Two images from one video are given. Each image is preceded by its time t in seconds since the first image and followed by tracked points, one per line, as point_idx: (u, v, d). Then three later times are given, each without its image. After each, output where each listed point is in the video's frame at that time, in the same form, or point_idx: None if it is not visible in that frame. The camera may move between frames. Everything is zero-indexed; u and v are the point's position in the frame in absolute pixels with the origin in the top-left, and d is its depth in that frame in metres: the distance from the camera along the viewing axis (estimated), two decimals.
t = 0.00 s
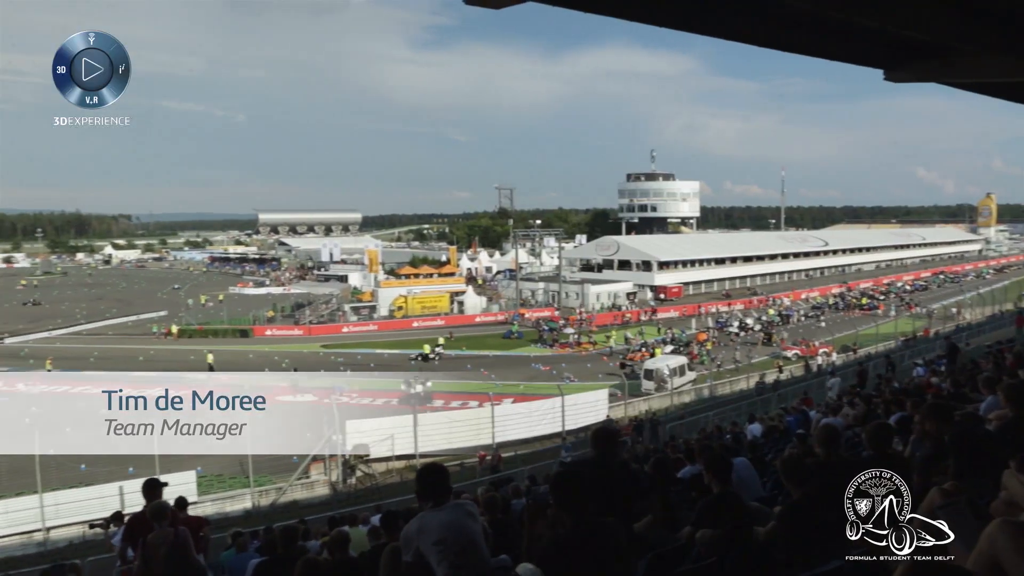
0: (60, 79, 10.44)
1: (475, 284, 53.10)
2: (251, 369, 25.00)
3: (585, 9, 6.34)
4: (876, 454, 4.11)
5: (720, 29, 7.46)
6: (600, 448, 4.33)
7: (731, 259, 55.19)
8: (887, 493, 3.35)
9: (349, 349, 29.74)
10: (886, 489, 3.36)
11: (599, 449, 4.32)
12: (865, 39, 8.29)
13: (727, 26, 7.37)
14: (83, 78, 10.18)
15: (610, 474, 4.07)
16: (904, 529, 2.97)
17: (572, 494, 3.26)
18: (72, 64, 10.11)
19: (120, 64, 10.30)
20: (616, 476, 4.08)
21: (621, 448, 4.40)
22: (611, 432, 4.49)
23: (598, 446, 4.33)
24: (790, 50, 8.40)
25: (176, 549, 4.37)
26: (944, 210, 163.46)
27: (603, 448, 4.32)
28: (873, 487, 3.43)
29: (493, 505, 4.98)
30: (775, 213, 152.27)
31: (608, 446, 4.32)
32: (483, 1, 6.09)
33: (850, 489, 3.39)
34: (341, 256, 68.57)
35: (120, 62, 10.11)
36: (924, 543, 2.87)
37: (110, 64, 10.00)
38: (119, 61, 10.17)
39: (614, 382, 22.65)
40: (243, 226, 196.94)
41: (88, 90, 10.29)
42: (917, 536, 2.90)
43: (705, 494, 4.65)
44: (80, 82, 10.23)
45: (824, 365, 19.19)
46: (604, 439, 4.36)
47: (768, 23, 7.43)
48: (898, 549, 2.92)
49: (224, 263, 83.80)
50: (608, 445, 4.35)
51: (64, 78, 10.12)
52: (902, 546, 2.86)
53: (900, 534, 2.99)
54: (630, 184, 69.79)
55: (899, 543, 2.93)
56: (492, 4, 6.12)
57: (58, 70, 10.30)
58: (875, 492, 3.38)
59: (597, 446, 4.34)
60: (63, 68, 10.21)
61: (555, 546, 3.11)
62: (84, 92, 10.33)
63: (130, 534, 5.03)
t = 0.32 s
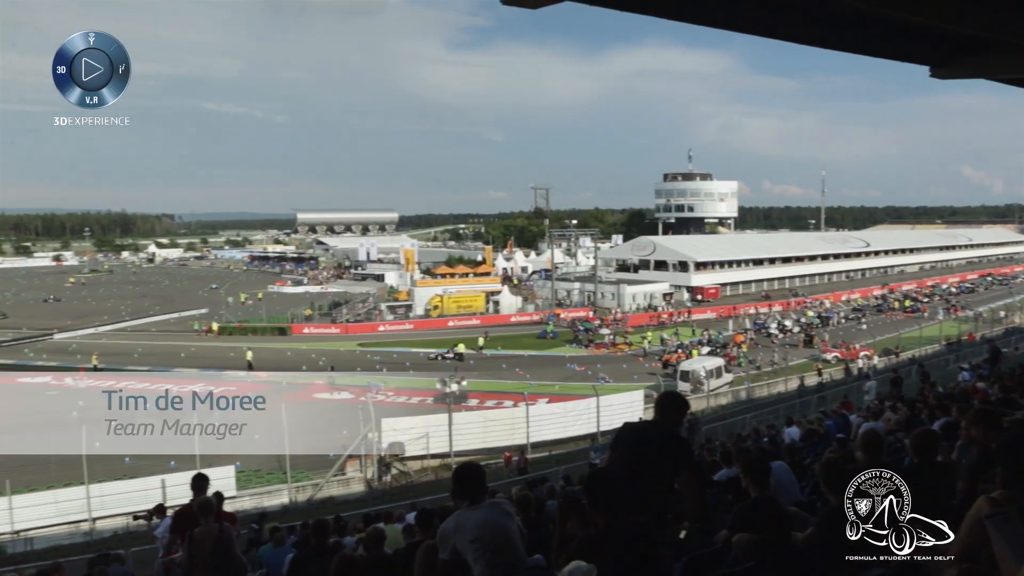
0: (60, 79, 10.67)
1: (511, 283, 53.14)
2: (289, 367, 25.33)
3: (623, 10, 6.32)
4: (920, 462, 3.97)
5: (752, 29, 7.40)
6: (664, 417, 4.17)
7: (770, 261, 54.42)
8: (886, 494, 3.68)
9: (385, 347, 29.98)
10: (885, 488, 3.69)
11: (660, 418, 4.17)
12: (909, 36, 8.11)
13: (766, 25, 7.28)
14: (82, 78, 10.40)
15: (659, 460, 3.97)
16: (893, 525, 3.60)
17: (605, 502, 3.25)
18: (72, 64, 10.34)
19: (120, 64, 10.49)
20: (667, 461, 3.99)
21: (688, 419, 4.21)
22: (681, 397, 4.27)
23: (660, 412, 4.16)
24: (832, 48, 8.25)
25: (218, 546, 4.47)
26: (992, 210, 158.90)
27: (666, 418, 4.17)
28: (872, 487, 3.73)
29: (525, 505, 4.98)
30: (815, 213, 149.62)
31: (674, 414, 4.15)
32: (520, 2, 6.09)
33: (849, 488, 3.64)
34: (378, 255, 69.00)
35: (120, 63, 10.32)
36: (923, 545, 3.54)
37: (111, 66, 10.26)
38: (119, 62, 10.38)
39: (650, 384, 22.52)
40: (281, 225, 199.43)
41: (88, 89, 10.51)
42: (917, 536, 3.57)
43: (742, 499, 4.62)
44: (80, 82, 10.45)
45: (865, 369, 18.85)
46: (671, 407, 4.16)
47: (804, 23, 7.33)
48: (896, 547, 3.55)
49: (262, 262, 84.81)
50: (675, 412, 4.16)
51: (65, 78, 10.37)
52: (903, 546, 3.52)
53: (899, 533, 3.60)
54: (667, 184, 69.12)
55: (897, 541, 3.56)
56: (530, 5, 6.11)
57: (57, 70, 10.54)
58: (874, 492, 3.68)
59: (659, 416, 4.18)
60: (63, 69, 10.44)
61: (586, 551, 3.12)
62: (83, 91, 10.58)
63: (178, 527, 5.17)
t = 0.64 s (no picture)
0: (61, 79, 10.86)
1: (550, 283, 53.11)
2: (330, 364, 25.67)
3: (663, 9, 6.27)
4: (971, 469, 3.83)
5: (793, 24, 7.22)
6: (710, 412, 3.87)
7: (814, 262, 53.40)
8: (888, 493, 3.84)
9: (424, 346, 30.21)
10: (887, 488, 3.84)
11: (707, 414, 3.88)
12: (958, 31, 7.89)
13: (808, 21, 7.14)
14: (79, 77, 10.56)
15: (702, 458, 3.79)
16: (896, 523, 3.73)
17: (645, 501, 3.22)
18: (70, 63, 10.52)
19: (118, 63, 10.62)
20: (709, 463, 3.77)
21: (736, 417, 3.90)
22: (731, 393, 3.94)
23: (708, 407, 3.86)
24: (878, 44, 8.07)
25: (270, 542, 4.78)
26: None
27: (712, 415, 3.86)
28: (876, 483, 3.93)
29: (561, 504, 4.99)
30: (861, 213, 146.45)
31: (720, 412, 3.84)
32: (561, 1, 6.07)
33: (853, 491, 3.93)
34: (417, 255, 69.43)
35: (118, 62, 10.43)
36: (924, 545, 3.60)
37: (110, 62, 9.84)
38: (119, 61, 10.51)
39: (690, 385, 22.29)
40: (322, 224, 202.07)
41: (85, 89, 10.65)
42: (917, 536, 3.65)
43: (783, 505, 4.53)
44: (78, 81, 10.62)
45: (913, 372, 18.40)
46: (717, 404, 3.85)
47: (849, 16, 7.15)
48: (897, 547, 3.64)
49: (304, 261, 85.94)
50: (725, 409, 3.86)
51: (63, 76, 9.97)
52: (903, 547, 3.60)
53: (899, 533, 3.69)
54: (708, 184, 68.31)
55: (898, 540, 3.64)
56: (571, 4, 6.08)
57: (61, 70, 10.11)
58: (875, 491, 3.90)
59: (706, 410, 3.89)
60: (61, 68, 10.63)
61: (620, 553, 3.10)
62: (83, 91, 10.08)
63: (228, 523, 5.37)
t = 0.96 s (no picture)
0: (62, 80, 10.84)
1: (589, 283, 52.99)
2: (370, 362, 25.95)
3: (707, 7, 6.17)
4: None
5: (840, 17, 6.98)
6: (759, 414, 3.67)
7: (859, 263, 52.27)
8: (887, 493, 3.68)
9: (463, 345, 30.32)
10: (884, 489, 3.68)
11: (756, 414, 3.67)
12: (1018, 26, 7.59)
13: (859, 15, 6.94)
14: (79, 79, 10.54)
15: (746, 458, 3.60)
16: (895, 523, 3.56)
17: (687, 497, 3.21)
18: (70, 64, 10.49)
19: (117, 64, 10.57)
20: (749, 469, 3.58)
21: (785, 422, 3.70)
22: (782, 395, 3.74)
23: (758, 407, 3.66)
24: (929, 39, 7.81)
25: (313, 531, 4.99)
26: None
27: (760, 417, 3.66)
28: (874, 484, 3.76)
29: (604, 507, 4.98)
30: (909, 213, 142.85)
31: (771, 414, 3.63)
32: (607, 0, 6.03)
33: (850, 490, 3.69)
34: (457, 254, 69.81)
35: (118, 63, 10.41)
36: (924, 543, 3.44)
37: (110, 62, 9.49)
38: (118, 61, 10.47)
39: (731, 387, 22.03)
40: (363, 224, 205.07)
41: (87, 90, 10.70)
42: (917, 537, 3.47)
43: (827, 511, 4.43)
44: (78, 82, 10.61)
45: (963, 378, 17.88)
46: (769, 404, 3.65)
47: (901, 9, 6.87)
48: (896, 548, 3.43)
49: (347, 260, 87.12)
50: (775, 411, 3.66)
51: (61, 77, 9.43)
52: (902, 546, 3.43)
53: (899, 534, 3.50)
54: (750, 184, 67.40)
55: (897, 542, 3.45)
56: (617, 3, 6.02)
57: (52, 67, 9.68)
58: (875, 492, 3.71)
59: (755, 410, 3.70)
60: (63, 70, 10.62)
61: (653, 551, 3.12)
62: (82, 89, 9.73)
63: (274, 512, 5.51)
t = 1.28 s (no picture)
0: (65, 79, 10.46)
1: (629, 284, 52.66)
2: (410, 361, 26.21)
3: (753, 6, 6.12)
4: None
5: (887, 12, 6.89)
6: (809, 422, 3.78)
7: (907, 265, 50.95)
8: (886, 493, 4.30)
9: (502, 345, 30.37)
10: (881, 491, 4.32)
11: (805, 422, 3.76)
12: None
13: (909, 11, 6.82)
14: (80, 77, 10.19)
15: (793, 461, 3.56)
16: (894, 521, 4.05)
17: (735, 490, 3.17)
18: (71, 63, 10.16)
19: (122, 64, 10.31)
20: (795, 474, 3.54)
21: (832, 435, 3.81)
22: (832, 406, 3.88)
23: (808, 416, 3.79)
24: (983, 34, 7.62)
25: (352, 528, 5.06)
26: None
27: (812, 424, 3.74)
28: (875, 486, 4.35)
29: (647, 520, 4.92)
30: (960, 213, 138.66)
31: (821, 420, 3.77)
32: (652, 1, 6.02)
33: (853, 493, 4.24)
34: (496, 254, 69.79)
35: (119, 62, 10.14)
36: (923, 542, 3.83)
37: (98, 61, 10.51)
38: (120, 62, 10.21)
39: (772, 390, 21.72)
40: (403, 224, 206.68)
41: (87, 89, 10.32)
42: (917, 536, 3.89)
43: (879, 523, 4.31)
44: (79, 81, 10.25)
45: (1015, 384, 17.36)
46: (818, 412, 3.80)
47: (955, 6, 6.70)
48: (895, 545, 3.80)
49: (387, 260, 87.76)
50: (823, 416, 3.79)
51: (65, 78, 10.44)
52: (902, 545, 3.76)
53: (901, 535, 3.90)
54: (794, 184, 66.22)
55: (896, 540, 3.83)
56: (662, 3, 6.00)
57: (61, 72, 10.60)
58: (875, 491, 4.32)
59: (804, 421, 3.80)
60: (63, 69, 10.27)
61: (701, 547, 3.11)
62: (84, 91, 10.47)
63: (313, 508, 5.60)
